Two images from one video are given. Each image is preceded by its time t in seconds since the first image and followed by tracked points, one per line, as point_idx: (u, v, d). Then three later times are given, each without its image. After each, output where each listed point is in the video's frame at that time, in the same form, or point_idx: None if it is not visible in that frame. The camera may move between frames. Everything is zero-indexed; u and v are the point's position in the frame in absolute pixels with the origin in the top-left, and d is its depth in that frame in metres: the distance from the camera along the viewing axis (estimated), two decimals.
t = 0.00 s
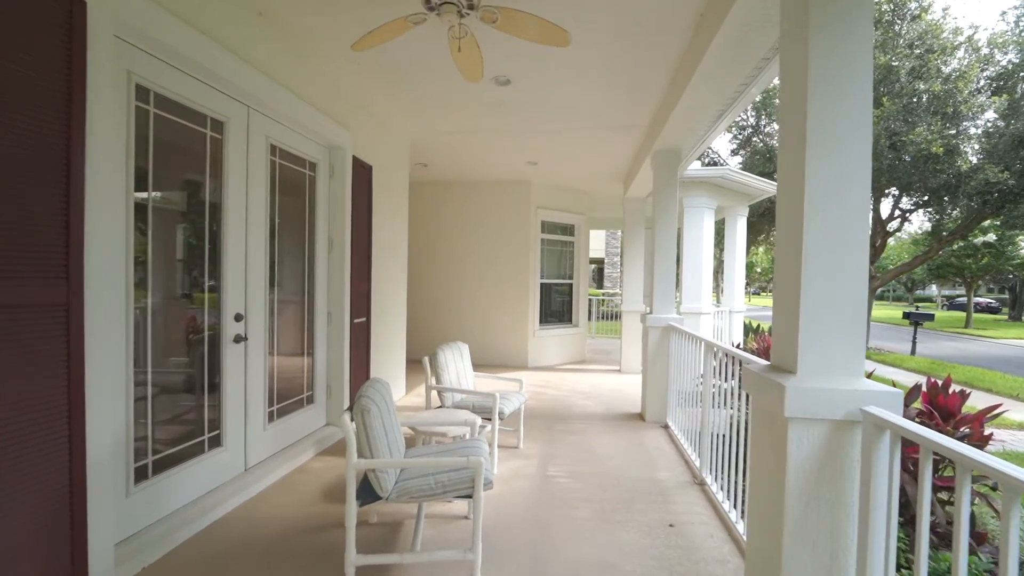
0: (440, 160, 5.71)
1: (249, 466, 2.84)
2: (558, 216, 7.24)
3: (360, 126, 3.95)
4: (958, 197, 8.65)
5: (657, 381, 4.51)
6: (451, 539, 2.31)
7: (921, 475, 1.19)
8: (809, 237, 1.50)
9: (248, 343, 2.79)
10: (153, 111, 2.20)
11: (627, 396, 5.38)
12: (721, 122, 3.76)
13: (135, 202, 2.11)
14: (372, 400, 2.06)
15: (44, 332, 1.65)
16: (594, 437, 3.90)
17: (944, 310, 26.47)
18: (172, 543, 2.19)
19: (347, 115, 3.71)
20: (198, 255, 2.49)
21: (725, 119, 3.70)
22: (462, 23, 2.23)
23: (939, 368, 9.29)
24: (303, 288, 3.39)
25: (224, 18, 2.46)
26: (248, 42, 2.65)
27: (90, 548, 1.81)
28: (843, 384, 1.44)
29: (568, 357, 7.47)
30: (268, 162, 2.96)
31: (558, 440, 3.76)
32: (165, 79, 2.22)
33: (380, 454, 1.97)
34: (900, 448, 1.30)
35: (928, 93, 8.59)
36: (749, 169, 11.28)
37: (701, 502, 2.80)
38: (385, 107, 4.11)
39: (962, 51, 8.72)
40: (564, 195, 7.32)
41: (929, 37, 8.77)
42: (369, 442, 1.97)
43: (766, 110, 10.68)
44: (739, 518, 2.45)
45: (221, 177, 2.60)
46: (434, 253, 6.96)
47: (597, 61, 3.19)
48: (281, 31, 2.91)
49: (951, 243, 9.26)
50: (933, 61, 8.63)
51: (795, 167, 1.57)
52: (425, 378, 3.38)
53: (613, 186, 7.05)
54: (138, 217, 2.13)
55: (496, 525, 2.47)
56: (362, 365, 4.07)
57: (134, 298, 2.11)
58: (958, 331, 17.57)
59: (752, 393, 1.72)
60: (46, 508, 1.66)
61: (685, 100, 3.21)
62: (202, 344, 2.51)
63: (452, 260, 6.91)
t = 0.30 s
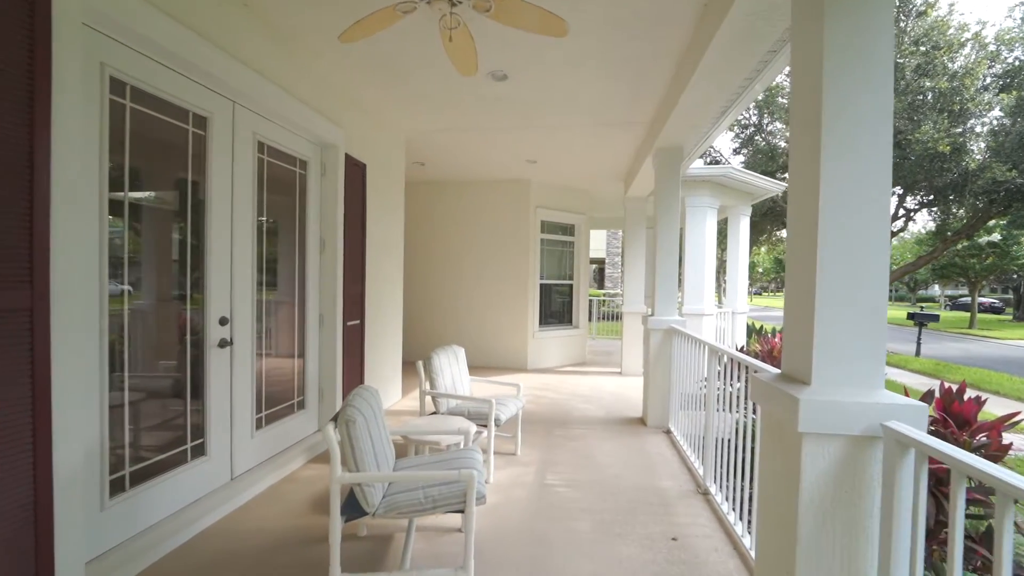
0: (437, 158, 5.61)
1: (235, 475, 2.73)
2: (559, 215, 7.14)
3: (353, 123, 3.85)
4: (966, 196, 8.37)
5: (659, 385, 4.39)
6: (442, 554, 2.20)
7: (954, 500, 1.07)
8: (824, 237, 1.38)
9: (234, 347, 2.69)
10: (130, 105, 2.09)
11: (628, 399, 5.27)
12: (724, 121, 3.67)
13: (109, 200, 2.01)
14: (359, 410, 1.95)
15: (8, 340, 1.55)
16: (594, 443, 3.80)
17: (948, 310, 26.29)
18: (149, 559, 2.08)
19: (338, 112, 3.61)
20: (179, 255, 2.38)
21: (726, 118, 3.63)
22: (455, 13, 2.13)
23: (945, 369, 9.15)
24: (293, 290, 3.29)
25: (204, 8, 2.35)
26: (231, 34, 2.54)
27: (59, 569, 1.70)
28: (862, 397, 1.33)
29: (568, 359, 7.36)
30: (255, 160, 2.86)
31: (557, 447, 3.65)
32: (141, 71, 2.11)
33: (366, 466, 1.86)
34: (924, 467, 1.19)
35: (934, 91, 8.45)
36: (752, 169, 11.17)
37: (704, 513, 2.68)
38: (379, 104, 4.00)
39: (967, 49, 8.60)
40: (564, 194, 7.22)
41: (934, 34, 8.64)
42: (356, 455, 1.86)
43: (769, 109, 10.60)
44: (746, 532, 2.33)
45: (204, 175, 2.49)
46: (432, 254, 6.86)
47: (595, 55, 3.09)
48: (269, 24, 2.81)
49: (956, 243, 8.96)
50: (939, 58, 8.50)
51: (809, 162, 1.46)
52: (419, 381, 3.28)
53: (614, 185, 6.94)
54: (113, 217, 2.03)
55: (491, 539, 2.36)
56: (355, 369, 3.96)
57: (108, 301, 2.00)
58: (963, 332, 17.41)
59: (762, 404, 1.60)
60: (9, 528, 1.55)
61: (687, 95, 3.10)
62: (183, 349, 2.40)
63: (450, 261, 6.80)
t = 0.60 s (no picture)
0: (436, 157, 5.52)
1: (224, 482, 2.65)
2: (560, 215, 7.04)
3: (348, 121, 3.76)
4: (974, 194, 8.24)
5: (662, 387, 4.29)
6: (435, 566, 2.11)
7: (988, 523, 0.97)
8: (840, 235, 1.28)
9: (222, 350, 2.60)
10: (111, 99, 2.01)
11: (630, 402, 5.17)
12: (728, 117, 3.58)
13: (88, 197, 1.92)
14: (347, 418, 1.86)
15: None
16: (596, 447, 3.70)
17: (953, 310, 26.07)
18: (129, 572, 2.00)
19: (332, 109, 3.53)
20: (164, 256, 2.29)
21: (730, 115, 3.53)
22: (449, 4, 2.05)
23: (952, 370, 9.02)
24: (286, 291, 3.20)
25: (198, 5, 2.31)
26: (222, 31, 2.48)
27: None
28: (883, 407, 1.23)
29: (569, 360, 7.26)
30: (245, 157, 2.77)
31: (557, 451, 3.56)
32: (122, 63, 2.02)
33: (354, 476, 1.78)
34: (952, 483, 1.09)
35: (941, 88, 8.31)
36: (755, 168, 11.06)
37: (709, 522, 2.58)
38: (374, 100, 3.92)
39: (975, 45, 8.46)
40: (565, 193, 7.12)
41: (941, 30, 8.51)
42: (343, 465, 1.76)
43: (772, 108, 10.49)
44: (753, 545, 2.24)
45: (190, 172, 2.40)
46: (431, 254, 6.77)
47: (595, 49, 3.00)
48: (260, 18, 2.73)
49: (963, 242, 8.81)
50: (946, 55, 8.36)
51: (822, 155, 1.36)
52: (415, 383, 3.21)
53: (616, 184, 6.84)
54: (92, 215, 1.94)
55: (486, 549, 2.26)
56: (351, 371, 3.87)
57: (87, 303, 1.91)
58: (969, 331, 17.23)
59: (773, 413, 1.51)
60: None
61: (691, 90, 3.01)
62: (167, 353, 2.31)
63: (450, 261, 6.72)
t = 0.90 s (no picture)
0: (435, 154, 5.41)
1: (213, 489, 2.55)
2: (562, 214, 6.93)
3: (344, 116, 3.66)
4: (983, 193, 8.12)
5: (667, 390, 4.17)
6: None
7: None
8: (868, 229, 1.17)
9: (210, 352, 2.51)
10: (90, 89, 1.91)
11: (634, 404, 5.06)
12: (736, 111, 3.46)
13: (64, 191, 1.82)
14: (335, 426, 1.76)
15: None
16: (598, 452, 3.59)
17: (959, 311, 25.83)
18: None
19: (327, 103, 3.42)
20: (148, 253, 2.20)
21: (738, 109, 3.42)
22: None
23: (960, 372, 8.87)
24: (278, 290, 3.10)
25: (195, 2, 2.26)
26: (218, 26, 2.42)
27: None
28: (916, 418, 1.12)
29: (572, 360, 7.14)
30: (235, 152, 2.68)
31: (559, 456, 3.45)
32: (104, 53, 1.93)
33: (342, 488, 1.67)
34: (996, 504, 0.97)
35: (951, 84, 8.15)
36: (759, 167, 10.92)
37: (718, 533, 2.46)
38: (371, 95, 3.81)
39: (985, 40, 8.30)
40: (567, 192, 7.01)
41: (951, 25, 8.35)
42: (332, 476, 1.66)
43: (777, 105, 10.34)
44: (764, 559, 2.10)
45: (176, 167, 2.31)
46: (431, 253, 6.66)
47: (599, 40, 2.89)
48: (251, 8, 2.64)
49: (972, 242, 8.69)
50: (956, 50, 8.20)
51: (847, 143, 1.25)
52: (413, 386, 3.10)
53: (619, 181, 6.72)
54: (68, 209, 1.84)
55: (484, 562, 2.15)
56: (347, 373, 3.77)
57: (62, 303, 1.82)
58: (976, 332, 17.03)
59: (791, 423, 1.40)
60: None
61: (698, 82, 2.89)
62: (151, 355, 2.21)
63: (451, 260, 6.62)
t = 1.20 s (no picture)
0: (434, 150, 5.29)
1: (199, 499, 2.44)
2: (564, 212, 6.79)
3: (339, 110, 3.54)
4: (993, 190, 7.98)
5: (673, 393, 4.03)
6: None
7: None
8: (910, 223, 1.04)
9: (196, 355, 2.39)
10: (63, 76, 1.80)
11: (638, 407, 4.92)
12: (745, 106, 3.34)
13: (33, 185, 1.71)
14: (321, 437, 1.63)
15: None
16: (602, 458, 3.46)
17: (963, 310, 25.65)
18: None
19: (321, 97, 3.30)
20: (127, 251, 2.08)
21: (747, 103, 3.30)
22: None
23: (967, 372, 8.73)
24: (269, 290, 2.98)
25: None
26: (203, 14, 2.31)
27: None
28: (964, 436, 1.00)
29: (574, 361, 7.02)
30: (223, 146, 2.56)
31: (561, 462, 3.32)
32: (79, 39, 1.82)
33: (327, 505, 1.55)
34: None
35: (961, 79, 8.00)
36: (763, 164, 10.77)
37: (728, 547, 2.33)
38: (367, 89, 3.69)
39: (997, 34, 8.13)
40: (569, 190, 6.87)
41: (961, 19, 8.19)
42: (317, 492, 1.54)
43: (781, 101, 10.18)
44: None
45: (158, 161, 2.19)
46: (430, 252, 6.54)
47: (605, 29, 2.77)
48: None
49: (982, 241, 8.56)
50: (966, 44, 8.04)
51: (884, 127, 1.12)
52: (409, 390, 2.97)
53: (622, 179, 6.58)
54: (39, 205, 1.73)
55: None
56: (342, 376, 3.65)
57: (31, 305, 1.70)
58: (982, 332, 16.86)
59: (817, 437, 1.27)
60: None
61: (707, 73, 2.77)
62: (130, 360, 2.09)
63: (450, 259, 6.49)
